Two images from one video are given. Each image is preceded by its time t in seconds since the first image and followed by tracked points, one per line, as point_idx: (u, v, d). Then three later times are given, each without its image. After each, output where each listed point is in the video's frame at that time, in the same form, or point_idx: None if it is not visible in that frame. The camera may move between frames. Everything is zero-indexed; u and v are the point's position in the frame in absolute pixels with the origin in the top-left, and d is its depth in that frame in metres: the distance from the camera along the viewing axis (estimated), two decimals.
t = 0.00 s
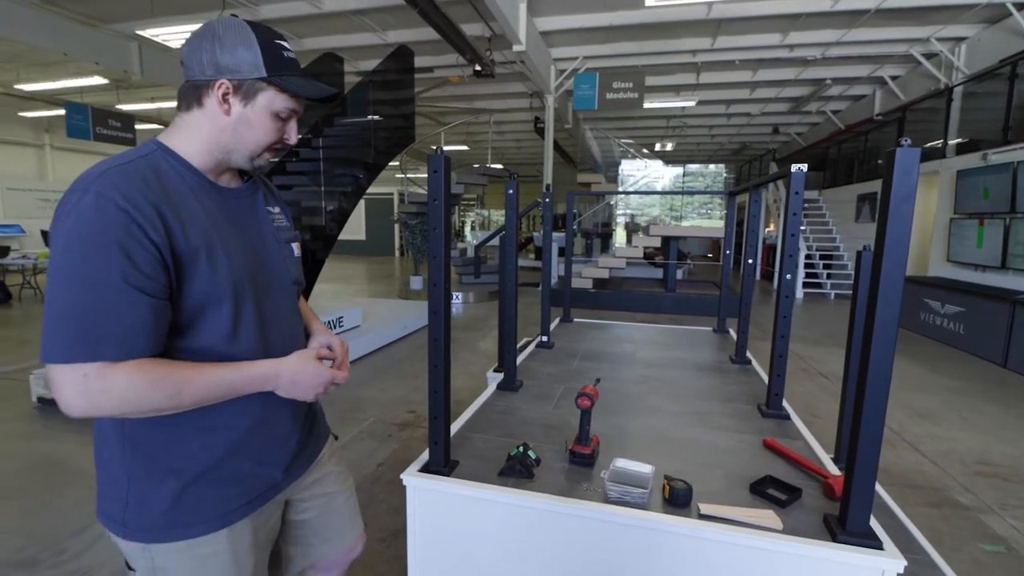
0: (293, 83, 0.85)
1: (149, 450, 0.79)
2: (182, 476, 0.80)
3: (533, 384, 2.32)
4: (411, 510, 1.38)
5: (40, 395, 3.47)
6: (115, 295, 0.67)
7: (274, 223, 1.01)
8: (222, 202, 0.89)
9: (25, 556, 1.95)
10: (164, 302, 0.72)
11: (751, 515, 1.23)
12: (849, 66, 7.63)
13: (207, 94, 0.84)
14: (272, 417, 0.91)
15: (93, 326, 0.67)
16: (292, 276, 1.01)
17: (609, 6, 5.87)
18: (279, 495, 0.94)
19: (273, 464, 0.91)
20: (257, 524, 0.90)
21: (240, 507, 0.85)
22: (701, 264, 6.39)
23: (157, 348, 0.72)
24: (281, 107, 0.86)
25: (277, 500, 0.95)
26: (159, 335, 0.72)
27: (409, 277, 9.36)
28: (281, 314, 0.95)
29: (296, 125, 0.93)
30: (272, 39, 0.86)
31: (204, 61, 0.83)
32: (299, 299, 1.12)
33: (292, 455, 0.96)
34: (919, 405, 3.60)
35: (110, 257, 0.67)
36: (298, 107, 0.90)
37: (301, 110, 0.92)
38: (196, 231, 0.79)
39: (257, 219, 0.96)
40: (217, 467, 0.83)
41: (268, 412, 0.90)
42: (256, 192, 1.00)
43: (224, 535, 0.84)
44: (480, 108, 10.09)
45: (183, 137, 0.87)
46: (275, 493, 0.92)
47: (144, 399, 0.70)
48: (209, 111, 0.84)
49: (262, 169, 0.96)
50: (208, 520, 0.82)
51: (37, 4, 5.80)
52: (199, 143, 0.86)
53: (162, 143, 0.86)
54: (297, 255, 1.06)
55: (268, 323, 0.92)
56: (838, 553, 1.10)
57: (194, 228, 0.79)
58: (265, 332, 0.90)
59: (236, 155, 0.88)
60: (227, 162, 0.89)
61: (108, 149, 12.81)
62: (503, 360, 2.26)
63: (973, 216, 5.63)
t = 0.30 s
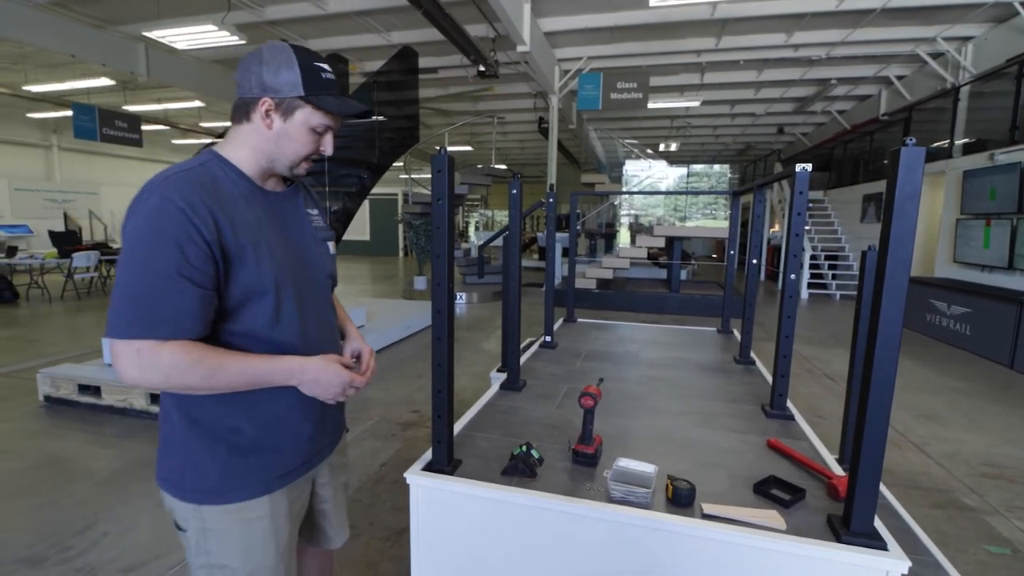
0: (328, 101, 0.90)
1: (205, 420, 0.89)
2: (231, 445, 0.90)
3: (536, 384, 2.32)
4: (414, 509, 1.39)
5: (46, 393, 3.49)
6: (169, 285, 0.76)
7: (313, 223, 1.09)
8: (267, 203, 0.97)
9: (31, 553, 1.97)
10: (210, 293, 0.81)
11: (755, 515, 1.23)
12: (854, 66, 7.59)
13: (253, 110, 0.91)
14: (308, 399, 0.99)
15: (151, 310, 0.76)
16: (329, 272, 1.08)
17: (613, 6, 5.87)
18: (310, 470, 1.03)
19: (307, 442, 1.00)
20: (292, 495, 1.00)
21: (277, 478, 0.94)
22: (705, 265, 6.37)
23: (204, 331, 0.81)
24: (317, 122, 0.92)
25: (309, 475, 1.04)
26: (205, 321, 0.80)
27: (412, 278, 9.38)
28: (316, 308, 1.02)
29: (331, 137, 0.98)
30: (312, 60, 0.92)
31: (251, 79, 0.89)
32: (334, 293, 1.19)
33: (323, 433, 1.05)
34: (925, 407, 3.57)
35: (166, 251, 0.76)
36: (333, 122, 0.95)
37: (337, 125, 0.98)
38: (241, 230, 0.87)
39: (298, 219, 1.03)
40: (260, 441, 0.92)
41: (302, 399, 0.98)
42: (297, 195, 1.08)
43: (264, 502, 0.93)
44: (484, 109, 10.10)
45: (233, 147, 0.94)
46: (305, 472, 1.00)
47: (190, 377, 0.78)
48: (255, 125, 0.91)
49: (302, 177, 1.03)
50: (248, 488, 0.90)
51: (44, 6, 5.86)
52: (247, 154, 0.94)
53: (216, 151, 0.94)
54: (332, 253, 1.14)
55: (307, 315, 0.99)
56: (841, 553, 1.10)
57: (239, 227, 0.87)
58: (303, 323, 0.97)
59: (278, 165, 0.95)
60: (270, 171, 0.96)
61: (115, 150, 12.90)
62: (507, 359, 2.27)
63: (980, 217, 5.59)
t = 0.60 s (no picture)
0: (356, 125, 1.04)
1: (242, 396, 1.06)
2: (260, 420, 1.08)
3: (538, 384, 2.33)
4: (414, 508, 1.39)
5: (50, 392, 3.50)
6: (225, 281, 0.92)
7: (345, 229, 1.25)
8: (304, 212, 1.14)
9: (34, 551, 1.97)
10: (257, 289, 0.96)
11: (756, 515, 1.23)
12: (856, 65, 7.57)
13: (295, 128, 1.07)
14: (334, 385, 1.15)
15: (211, 299, 0.92)
16: (353, 274, 1.24)
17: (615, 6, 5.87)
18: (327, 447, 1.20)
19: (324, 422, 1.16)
20: (311, 469, 1.16)
21: (299, 451, 1.11)
22: (708, 265, 6.35)
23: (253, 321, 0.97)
24: (346, 142, 1.06)
25: (326, 452, 1.20)
26: (252, 313, 0.96)
27: (415, 278, 9.38)
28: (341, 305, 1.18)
29: (362, 154, 1.12)
30: (348, 87, 1.06)
31: (295, 103, 1.05)
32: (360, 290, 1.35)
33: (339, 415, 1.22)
34: (928, 407, 3.56)
35: (224, 253, 0.92)
36: (362, 142, 1.09)
37: (366, 144, 1.11)
38: (282, 237, 1.04)
39: (331, 226, 1.19)
40: (285, 418, 1.09)
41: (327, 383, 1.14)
42: (334, 202, 1.23)
43: (285, 472, 1.10)
44: (486, 109, 10.10)
45: (282, 159, 1.12)
46: (323, 445, 1.18)
47: (238, 360, 0.93)
48: (297, 141, 1.08)
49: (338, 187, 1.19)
50: (273, 457, 1.08)
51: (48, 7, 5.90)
52: (292, 166, 1.11)
53: (268, 164, 1.11)
54: (360, 256, 1.30)
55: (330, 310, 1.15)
56: (842, 554, 1.10)
57: (281, 234, 1.03)
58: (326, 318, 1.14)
59: (314, 177, 1.11)
60: (310, 182, 1.13)
61: (118, 150, 12.96)
62: (508, 359, 2.26)
63: (984, 217, 5.57)
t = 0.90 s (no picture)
0: (366, 131, 1.09)
1: (261, 381, 1.14)
2: (274, 404, 1.15)
3: (538, 383, 2.33)
4: (415, 507, 1.39)
5: (52, 392, 3.51)
6: (245, 274, 0.99)
7: (359, 230, 1.31)
8: (319, 212, 1.20)
9: (36, 549, 1.98)
10: (274, 282, 1.03)
11: (757, 515, 1.22)
12: (859, 65, 7.55)
13: (311, 133, 1.13)
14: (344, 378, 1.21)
15: (233, 290, 0.99)
16: (365, 272, 1.30)
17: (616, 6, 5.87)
18: (336, 436, 1.26)
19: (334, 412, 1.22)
20: (322, 456, 1.22)
21: (309, 438, 1.18)
22: (710, 265, 6.34)
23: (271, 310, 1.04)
24: (356, 147, 1.12)
25: (335, 442, 1.26)
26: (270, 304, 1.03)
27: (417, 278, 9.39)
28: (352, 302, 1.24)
29: (372, 159, 1.18)
30: (359, 95, 1.11)
31: (311, 109, 1.12)
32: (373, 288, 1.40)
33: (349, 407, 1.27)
34: (931, 407, 3.55)
35: (245, 248, 1.00)
36: (372, 147, 1.14)
37: (376, 148, 1.17)
38: (298, 234, 1.10)
39: (344, 226, 1.25)
40: (297, 405, 1.17)
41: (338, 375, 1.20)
42: (348, 204, 1.29)
43: (295, 457, 1.17)
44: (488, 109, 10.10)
45: (299, 162, 1.18)
46: (333, 435, 1.24)
47: (256, 347, 1.01)
48: (312, 146, 1.14)
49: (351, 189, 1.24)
50: (285, 442, 1.15)
51: (51, 8, 5.92)
52: (308, 169, 1.17)
53: (287, 167, 1.18)
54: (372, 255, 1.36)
55: (341, 306, 1.21)
56: (844, 553, 1.09)
57: (296, 232, 1.10)
58: (337, 312, 1.20)
59: (327, 180, 1.17)
60: (324, 185, 1.19)
61: (121, 151, 12.99)
62: (509, 358, 2.26)
63: (987, 217, 5.56)
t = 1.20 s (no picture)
0: (363, 126, 1.09)
1: (264, 378, 1.15)
2: (277, 400, 1.16)
3: (538, 383, 2.32)
4: (414, 506, 1.38)
5: (53, 391, 3.52)
6: (247, 268, 1.00)
7: (358, 229, 1.31)
8: (319, 209, 1.20)
9: (37, 549, 1.99)
10: (277, 276, 1.04)
11: (757, 515, 1.22)
12: (859, 65, 7.54)
13: (310, 132, 1.14)
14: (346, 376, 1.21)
15: (235, 284, 1.00)
16: (365, 270, 1.30)
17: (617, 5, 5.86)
18: (341, 433, 1.26)
19: (336, 408, 1.22)
20: (325, 453, 1.22)
21: (312, 434, 1.18)
22: (711, 265, 6.33)
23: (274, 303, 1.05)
24: (355, 142, 1.12)
25: (340, 439, 1.26)
26: (272, 298, 1.03)
27: (418, 278, 9.40)
28: (352, 299, 1.24)
29: (369, 155, 1.18)
30: (357, 93, 1.11)
31: (310, 107, 1.12)
32: (372, 287, 1.41)
33: (351, 404, 1.28)
34: (932, 408, 3.54)
35: (246, 242, 1.00)
36: (369, 142, 1.14)
37: (374, 144, 1.17)
38: (299, 230, 1.11)
39: (343, 223, 1.25)
40: (299, 400, 1.17)
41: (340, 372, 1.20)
42: (346, 203, 1.30)
43: (299, 453, 1.17)
44: (489, 109, 10.10)
45: (298, 162, 1.19)
46: (337, 433, 1.24)
47: (259, 342, 1.01)
48: (312, 143, 1.14)
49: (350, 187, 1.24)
50: (289, 437, 1.15)
51: (52, 8, 5.94)
52: (307, 167, 1.17)
53: (286, 167, 1.19)
54: (373, 253, 1.36)
55: (341, 302, 1.21)
56: (844, 553, 1.09)
57: (298, 228, 1.11)
58: (338, 308, 1.20)
59: (326, 177, 1.17)
60: (324, 183, 1.19)
61: (123, 151, 13.02)
62: (509, 358, 2.26)
63: (988, 217, 5.55)
